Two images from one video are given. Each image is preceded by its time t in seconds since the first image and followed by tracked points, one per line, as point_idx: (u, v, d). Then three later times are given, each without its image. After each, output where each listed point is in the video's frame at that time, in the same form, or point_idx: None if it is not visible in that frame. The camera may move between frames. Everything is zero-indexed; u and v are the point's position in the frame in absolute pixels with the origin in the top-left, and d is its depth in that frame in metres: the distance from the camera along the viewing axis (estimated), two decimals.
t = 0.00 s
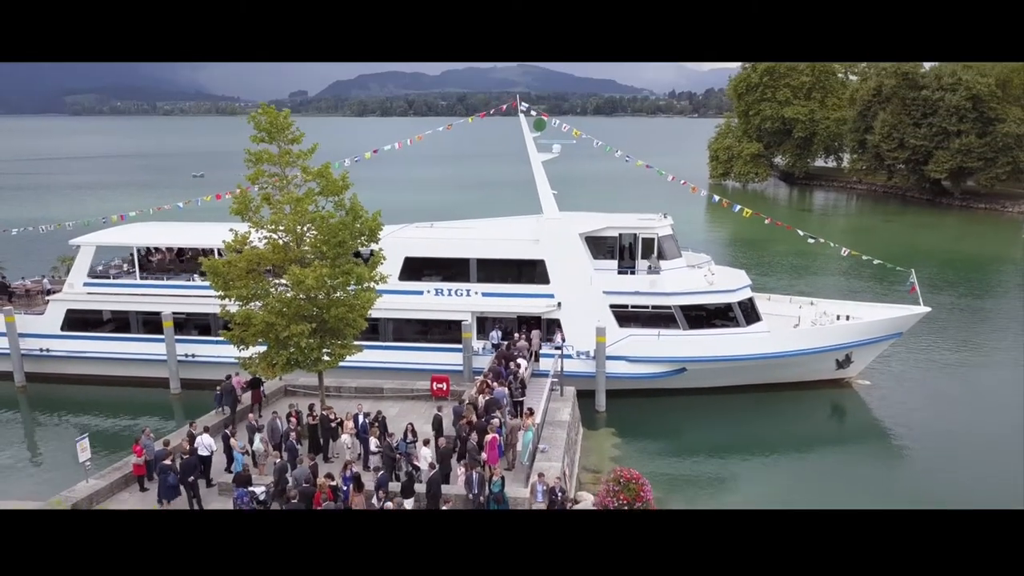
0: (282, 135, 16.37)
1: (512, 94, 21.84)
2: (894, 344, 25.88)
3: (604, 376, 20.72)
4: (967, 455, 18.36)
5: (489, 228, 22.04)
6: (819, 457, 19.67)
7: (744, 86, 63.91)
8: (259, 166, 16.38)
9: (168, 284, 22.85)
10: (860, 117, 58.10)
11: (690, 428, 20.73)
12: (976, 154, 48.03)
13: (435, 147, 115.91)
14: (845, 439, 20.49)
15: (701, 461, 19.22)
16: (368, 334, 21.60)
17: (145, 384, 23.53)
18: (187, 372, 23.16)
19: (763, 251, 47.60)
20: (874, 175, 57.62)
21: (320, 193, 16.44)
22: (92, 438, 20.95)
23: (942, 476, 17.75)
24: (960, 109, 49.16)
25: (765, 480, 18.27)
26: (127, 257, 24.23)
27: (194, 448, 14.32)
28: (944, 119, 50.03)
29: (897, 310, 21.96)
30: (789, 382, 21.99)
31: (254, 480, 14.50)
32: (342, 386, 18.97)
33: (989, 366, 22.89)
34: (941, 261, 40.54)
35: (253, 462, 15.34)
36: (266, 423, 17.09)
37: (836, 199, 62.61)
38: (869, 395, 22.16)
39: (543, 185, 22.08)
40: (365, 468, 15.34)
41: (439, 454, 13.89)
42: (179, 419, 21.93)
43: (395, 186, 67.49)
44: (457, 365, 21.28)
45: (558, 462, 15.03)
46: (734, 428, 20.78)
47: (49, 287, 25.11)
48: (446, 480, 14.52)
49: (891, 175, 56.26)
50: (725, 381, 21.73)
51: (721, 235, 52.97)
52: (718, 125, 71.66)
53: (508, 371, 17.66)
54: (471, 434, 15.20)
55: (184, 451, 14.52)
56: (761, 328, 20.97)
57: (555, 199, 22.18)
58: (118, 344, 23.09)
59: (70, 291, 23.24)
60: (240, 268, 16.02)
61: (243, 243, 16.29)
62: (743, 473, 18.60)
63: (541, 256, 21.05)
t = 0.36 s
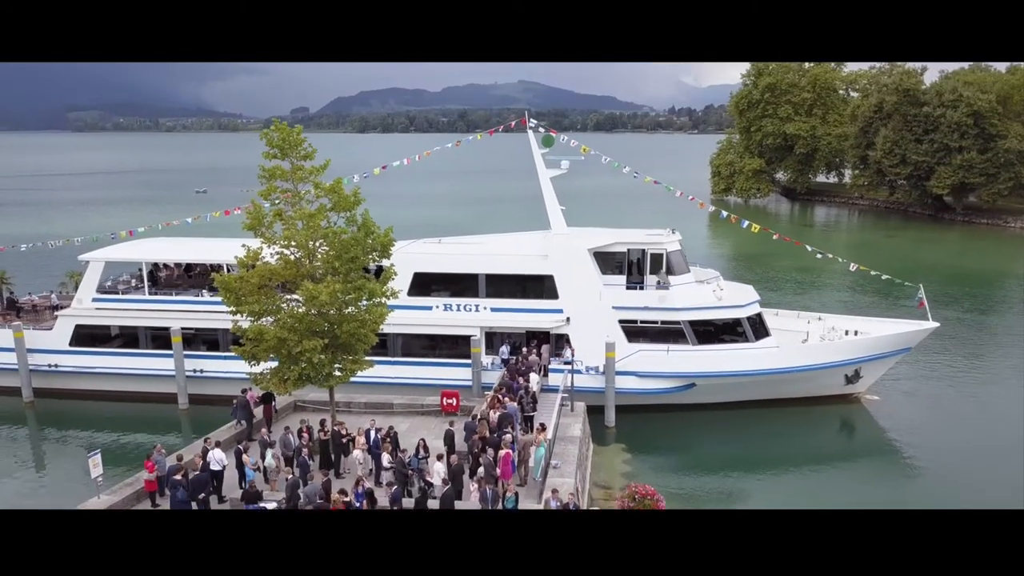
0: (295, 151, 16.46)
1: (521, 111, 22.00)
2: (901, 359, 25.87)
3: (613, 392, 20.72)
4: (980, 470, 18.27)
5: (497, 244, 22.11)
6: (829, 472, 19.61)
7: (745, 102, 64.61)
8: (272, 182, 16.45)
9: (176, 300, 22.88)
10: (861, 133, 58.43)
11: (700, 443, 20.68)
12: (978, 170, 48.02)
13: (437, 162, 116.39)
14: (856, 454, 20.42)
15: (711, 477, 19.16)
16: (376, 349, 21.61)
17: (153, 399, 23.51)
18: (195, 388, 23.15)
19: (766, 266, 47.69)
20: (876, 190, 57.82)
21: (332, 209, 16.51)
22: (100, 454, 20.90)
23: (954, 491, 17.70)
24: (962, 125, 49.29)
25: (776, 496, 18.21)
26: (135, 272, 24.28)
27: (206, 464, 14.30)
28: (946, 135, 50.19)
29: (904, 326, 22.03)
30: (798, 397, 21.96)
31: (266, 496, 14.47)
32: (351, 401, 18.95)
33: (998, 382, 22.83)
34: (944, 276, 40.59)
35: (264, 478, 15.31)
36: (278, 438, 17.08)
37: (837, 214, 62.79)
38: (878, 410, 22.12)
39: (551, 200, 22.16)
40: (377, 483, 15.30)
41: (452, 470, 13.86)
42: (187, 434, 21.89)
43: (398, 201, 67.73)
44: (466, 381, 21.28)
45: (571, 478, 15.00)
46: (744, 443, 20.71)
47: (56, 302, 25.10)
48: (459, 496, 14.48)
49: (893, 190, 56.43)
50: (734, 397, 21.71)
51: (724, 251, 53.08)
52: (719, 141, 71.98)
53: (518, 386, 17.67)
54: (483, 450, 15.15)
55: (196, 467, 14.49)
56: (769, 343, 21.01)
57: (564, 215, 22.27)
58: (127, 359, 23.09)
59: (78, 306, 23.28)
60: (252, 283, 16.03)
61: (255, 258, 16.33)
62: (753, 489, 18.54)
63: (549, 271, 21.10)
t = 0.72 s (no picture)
0: (305, 161, 16.52)
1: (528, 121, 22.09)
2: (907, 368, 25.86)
3: (622, 401, 20.74)
4: (989, 478, 18.26)
5: (504, 253, 22.17)
6: (837, 481, 19.59)
7: (746, 113, 64.90)
8: (283, 192, 16.48)
9: (183, 309, 22.90)
10: (863, 143, 58.60)
11: (708, 453, 20.68)
12: (980, 179, 48.05)
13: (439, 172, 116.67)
14: (864, 463, 20.38)
15: (721, 486, 19.14)
16: (384, 358, 21.62)
17: (160, 408, 23.51)
18: (203, 397, 23.16)
19: (769, 276, 47.74)
20: (877, 200, 58.07)
21: (343, 219, 16.56)
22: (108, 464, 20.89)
23: (961, 498, 17.71)
24: (964, 134, 49.40)
25: (785, 505, 18.19)
26: (142, 282, 24.33)
27: (218, 474, 14.30)
28: (948, 145, 50.33)
29: (911, 335, 22.08)
30: (806, 406, 21.97)
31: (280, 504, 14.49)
32: (360, 410, 18.97)
33: (1007, 391, 22.79)
34: (947, 285, 40.65)
35: (275, 488, 15.28)
36: (288, 447, 17.07)
37: (839, 223, 62.91)
38: (887, 420, 22.08)
39: (558, 209, 22.23)
40: (388, 492, 15.29)
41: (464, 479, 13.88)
42: (194, 444, 21.89)
43: (401, 211, 67.95)
44: (474, 390, 21.30)
45: (582, 487, 15.03)
46: (752, 452, 20.71)
47: (63, 312, 25.15)
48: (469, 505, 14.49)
49: (895, 200, 56.55)
50: (741, 405, 21.70)
51: (726, 260, 53.19)
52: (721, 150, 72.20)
53: (527, 396, 17.69)
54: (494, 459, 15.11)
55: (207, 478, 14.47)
56: (777, 352, 21.04)
57: (571, 225, 22.33)
58: (134, 368, 23.10)
59: (86, 315, 23.31)
60: (263, 293, 16.09)
61: (266, 267, 16.37)
62: (762, 499, 18.52)
63: (557, 281, 21.15)
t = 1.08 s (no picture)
0: (317, 167, 16.57)
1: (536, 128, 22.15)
2: (915, 374, 25.83)
3: (630, 407, 20.75)
4: (1000, 483, 18.23)
5: (512, 259, 22.21)
6: (847, 487, 19.58)
7: (748, 118, 64.87)
8: (295, 198, 16.53)
9: (191, 315, 22.90)
10: (866, 149, 58.68)
11: (716, 458, 20.68)
12: (983, 185, 48.14)
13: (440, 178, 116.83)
14: (874, 469, 20.36)
15: (731, 492, 19.14)
16: (392, 363, 21.64)
17: (168, 414, 23.52)
18: (210, 403, 23.17)
19: (772, 281, 47.80)
20: (879, 207, 58.25)
21: (354, 225, 16.61)
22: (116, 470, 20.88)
23: (972, 503, 17.70)
24: (966, 140, 49.54)
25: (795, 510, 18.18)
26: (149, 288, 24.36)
27: (231, 480, 14.30)
28: (950, 151, 50.46)
29: (919, 341, 22.09)
30: (814, 412, 21.97)
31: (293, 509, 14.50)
32: (369, 416, 18.97)
33: (1015, 397, 22.74)
34: (951, 290, 40.68)
35: (287, 494, 15.29)
36: (298, 453, 17.05)
37: (841, 229, 62.99)
38: (895, 425, 22.06)
39: (566, 215, 22.28)
40: (399, 498, 15.30)
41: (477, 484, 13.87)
42: (202, 450, 21.88)
43: (403, 217, 68.13)
44: (482, 395, 21.31)
45: (594, 493, 15.05)
46: (760, 458, 20.71)
47: (70, 317, 25.26)
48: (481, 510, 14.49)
49: (897, 205, 56.61)
50: (750, 411, 21.70)
51: (729, 266, 53.25)
52: (723, 156, 72.34)
53: (538, 401, 17.72)
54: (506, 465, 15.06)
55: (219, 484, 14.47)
56: (785, 358, 21.07)
57: (578, 231, 22.38)
58: (142, 374, 23.13)
59: (93, 321, 23.34)
60: (275, 299, 16.12)
61: (278, 273, 16.41)
62: (772, 504, 18.51)
63: (565, 286, 21.18)
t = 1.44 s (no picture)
0: (328, 172, 16.62)
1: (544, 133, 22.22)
2: (920, 379, 25.86)
3: (638, 411, 20.78)
4: (1008, 487, 18.27)
5: (520, 263, 22.26)
6: (855, 491, 19.62)
7: (750, 123, 65.46)
8: (306, 203, 16.60)
9: (198, 320, 22.89)
10: (867, 153, 58.73)
11: (724, 462, 20.71)
12: (985, 189, 48.33)
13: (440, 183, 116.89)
14: (882, 473, 20.39)
15: (739, 496, 19.17)
16: (400, 368, 21.67)
17: (175, 418, 23.55)
18: (218, 408, 23.20)
19: (775, 285, 47.82)
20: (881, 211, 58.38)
21: (365, 230, 16.67)
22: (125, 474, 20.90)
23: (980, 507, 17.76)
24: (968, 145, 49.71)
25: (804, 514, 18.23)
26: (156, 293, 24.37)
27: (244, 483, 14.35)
28: (952, 155, 50.61)
29: (925, 346, 22.17)
30: (821, 416, 22.00)
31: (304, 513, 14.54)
32: (379, 420, 19.01)
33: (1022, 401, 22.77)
34: (954, 294, 40.76)
35: (298, 498, 15.33)
36: (308, 458, 17.06)
37: (842, 233, 63.11)
38: (902, 430, 22.09)
39: (573, 220, 22.34)
40: (411, 503, 15.34)
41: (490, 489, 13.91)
42: (210, 454, 21.91)
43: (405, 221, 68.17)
44: (490, 399, 21.34)
45: (605, 498, 15.10)
46: (769, 462, 20.72)
47: (76, 322, 25.27)
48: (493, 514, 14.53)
49: (899, 210, 56.71)
50: (757, 416, 21.74)
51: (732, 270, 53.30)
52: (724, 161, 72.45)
53: (548, 405, 17.77)
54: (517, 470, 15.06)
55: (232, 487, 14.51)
56: (793, 363, 21.12)
57: (586, 235, 22.43)
58: (149, 378, 23.16)
59: (101, 326, 23.34)
60: (286, 304, 16.17)
61: (289, 278, 16.46)
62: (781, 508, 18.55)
63: (573, 291, 21.23)
